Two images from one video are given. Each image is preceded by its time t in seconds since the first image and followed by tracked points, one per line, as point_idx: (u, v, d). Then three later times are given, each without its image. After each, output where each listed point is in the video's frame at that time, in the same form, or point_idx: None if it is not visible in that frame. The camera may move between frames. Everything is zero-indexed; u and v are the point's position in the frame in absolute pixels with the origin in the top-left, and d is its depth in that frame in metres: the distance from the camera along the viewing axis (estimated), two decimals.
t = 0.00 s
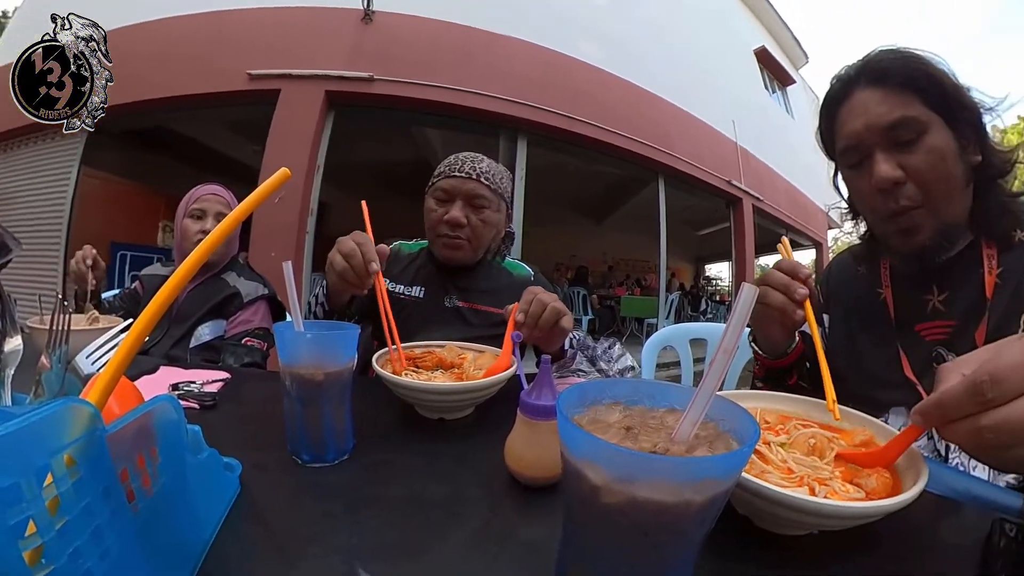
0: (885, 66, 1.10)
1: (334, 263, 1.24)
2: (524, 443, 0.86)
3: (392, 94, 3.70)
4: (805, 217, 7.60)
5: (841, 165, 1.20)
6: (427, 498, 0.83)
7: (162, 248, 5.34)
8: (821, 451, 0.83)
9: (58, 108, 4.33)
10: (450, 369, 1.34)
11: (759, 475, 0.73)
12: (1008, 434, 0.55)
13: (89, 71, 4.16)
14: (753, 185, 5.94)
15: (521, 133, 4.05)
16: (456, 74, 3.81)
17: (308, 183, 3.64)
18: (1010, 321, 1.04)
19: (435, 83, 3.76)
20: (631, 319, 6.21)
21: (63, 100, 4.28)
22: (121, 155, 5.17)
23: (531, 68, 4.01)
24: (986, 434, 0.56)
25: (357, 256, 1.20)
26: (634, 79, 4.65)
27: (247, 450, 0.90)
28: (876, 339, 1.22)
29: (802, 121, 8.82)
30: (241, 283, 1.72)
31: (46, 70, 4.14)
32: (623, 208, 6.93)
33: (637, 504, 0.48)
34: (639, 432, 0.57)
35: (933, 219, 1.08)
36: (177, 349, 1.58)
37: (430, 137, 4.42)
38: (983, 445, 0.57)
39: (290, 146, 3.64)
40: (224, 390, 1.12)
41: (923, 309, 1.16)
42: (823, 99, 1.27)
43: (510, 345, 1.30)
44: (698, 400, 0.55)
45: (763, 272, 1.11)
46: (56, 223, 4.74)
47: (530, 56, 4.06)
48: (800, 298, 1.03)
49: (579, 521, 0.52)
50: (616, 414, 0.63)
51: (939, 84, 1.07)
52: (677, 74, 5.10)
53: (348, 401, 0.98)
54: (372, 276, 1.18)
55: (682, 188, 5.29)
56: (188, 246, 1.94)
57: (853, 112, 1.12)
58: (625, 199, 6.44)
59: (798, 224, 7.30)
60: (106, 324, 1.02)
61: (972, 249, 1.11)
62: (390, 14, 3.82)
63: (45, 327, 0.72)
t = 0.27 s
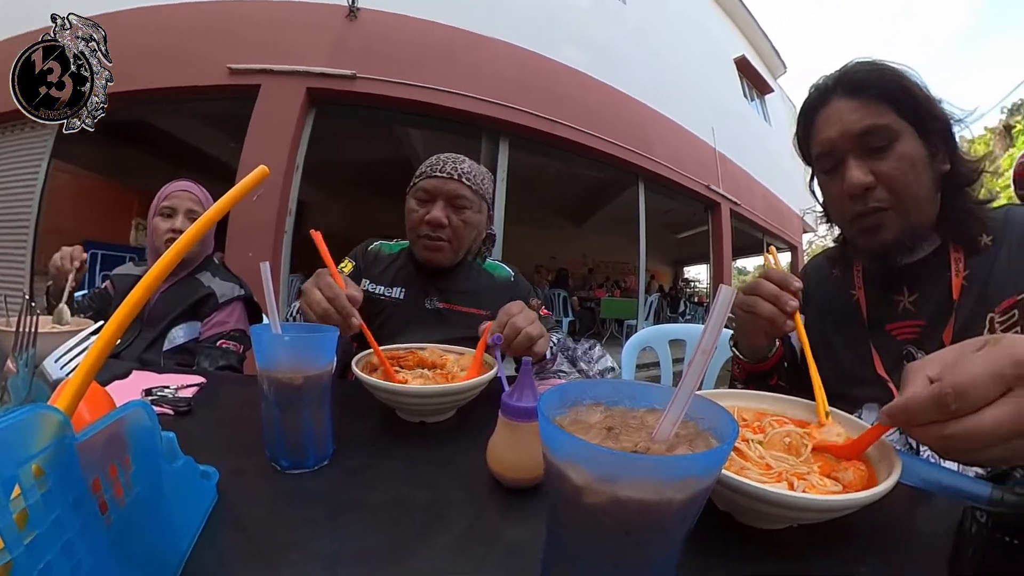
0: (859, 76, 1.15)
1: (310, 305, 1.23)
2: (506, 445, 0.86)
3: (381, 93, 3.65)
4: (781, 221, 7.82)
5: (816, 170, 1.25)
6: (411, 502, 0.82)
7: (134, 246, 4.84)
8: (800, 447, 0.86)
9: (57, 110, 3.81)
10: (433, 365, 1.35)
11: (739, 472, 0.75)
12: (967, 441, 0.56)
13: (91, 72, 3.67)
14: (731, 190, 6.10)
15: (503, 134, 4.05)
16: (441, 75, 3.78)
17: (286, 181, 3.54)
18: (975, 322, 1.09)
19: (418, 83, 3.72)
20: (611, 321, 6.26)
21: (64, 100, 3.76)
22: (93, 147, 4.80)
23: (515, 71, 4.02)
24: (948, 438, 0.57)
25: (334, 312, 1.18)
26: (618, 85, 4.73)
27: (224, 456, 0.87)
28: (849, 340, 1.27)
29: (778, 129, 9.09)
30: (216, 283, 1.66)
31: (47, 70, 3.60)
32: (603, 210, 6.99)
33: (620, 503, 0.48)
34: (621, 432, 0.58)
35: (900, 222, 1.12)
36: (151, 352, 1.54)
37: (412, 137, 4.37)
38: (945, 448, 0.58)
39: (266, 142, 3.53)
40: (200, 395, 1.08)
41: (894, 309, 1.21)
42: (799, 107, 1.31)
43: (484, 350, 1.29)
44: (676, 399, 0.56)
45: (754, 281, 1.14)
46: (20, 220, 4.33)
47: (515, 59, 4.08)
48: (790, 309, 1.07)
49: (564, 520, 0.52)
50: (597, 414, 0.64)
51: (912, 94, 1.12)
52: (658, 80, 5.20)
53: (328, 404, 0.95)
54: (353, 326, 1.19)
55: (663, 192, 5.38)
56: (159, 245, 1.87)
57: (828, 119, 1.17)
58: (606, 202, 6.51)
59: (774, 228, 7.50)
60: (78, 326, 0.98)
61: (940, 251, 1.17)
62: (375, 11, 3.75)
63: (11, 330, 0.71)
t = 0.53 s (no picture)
0: (833, 87, 1.21)
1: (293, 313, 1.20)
2: (486, 449, 0.85)
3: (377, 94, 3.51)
4: (755, 224, 8.02)
5: (790, 176, 1.30)
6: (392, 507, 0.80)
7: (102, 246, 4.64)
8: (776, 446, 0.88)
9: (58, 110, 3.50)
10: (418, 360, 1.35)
11: (719, 469, 0.77)
12: (951, 454, 0.53)
13: (92, 72, 3.42)
14: (708, 195, 6.24)
15: (485, 136, 3.96)
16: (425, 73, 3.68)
17: (266, 180, 3.29)
18: (943, 322, 1.15)
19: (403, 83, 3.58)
20: (590, 322, 6.30)
21: (62, 100, 3.46)
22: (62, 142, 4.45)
23: (498, 73, 3.97)
24: (934, 450, 0.54)
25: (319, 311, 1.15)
26: (600, 90, 4.79)
27: (197, 464, 0.84)
28: (820, 340, 1.31)
29: (755, 136, 9.32)
30: (189, 284, 1.59)
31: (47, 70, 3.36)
32: (582, 213, 7.03)
33: (602, 503, 0.49)
34: (600, 432, 0.58)
35: (870, 226, 1.17)
36: (120, 356, 1.45)
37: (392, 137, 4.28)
38: (927, 457, 0.55)
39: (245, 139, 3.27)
40: (172, 401, 1.04)
41: (865, 310, 1.25)
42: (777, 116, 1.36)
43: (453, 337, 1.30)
44: (655, 400, 0.57)
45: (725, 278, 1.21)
46: None
47: (499, 60, 4.04)
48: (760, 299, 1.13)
49: (546, 521, 0.53)
50: (577, 415, 0.64)
51: (884, 105, 1.18)
52: (638, 86, 5.28)
53: (305, 409, 0.92)
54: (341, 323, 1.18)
55: (643, 196, 5.47)
56: (129, 241, 1.78)
57: (804, 126, 1.22)
58: (585, 206, 6.55)
59: (749, 231, 7.70)
60: (39, 331, 0.93)
61: (910, 255, 1.22)
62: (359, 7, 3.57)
63: None
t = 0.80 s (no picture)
0: (815, 91, 1.15)
1: (271, 284, 1.15)
2: (468, 452, 0.85)
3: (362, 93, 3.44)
4: (733, 229, 8.21)
5: (768, 180, 1.24)
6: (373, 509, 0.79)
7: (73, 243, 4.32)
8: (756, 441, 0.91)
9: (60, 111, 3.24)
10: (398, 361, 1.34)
11: (699, 467, 0.79)
12: (919, 453, 0.57)
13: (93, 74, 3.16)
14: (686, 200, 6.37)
15: (466, 137, 3.95)
16: (407, 73, 3.61)
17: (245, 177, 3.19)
18: (915, 324, 1.11)
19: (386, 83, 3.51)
20: (570, 324, 6.33)
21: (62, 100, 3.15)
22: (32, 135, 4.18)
23: (482, 74, 3.96)
24: (903, 447, 0.57)
25: (302, 273, 1.12)
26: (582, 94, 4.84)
27: (170, 474, 0.81)
28: (797, 342, 1.28)
29: (734, 142, 9.53)
30: (164, 284, 1.53)
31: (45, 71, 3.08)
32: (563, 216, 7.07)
33: (585, 502, 0.49)
34: (582, 433, 0.59)
35: (847, 231, 1.12)
36: (91, 359, 1.39)
37: (375, 138, 4.22)
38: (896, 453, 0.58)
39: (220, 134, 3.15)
40: (145, 406, 1.00)
41: (839, 312, 1.22)
42: (758, 120, 1.31)
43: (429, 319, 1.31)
44: (636, 401, 0.57)
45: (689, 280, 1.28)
46: None
47: (482, 63, 4.02)
48: (720, 295, 1.22)
49: (529, 522, 0.52)
50: (558, 416, 0.64)
51: (863, 111, 1.13)
52: (619, 91, 5.36)
53: (283, 413, 0.89)
54: (323, 289, 1.13)
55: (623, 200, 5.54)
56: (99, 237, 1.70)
57: (784, 132, 1.16)
58: (566, 209, 6.58)
59: (726, 235, 7.87)
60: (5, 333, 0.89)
61: (882, 258, 1.18)
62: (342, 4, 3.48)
63: None
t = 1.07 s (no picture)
0: (795, 98, 1.19)
1: (274, 286, 1.14)
2: (451, 456, 0.83)
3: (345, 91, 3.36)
4: (710, 233, 8.39)
5: (749, 183, 1.29)
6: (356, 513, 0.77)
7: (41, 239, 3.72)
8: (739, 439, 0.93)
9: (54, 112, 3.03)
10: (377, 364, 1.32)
11: (681, 466, 0.81)
12: (893, 438, 0.59)
13: (94, 74, 2.98)
14: (665, 204, 6.49)
15: (449, 137, 3.91)
16: (391, 72, 3.55)
17: (221, 173, 3.07)
18: (888, 326, 1.15)
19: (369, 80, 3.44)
20: (551, 326, 6.34)
21: (63, 101, 2.96)
22: None
23: (465, 76, 3.93)
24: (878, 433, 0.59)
25: (308, 283, 1.11)
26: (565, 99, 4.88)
27: (142, 483, 0.77)
28: (775, 342, 1.32)
29: (714, 148, 9.75)
30: (136, 285, 1.46)
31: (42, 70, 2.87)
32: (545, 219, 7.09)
33: (567, 502, 0.48)
34: (562, 434, 0.59)
35: (823, 235, 1.16)
36: (59, 363, 1.31)
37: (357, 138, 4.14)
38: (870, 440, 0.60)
39: (201, 128, 3.03)
40: (117, 413, 0.96)
41: (816, 314, 1.25)
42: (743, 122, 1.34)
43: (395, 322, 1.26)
44: (615, 400, 0.58)
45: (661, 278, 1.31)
46: None
47: (468, 65, 3.99)
48: (689, 292, 1.25)
49: (513, 523, 0.52)
50: (539, 418, 0.64)
51: (841, 119, 1.17)
52: (601, 97, 5.43)
53: (261, 418, 0.86)
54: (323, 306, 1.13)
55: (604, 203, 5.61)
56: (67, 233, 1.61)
57: (767, 135, 1.20)
58: (546, 212, 6.61)
59: (704, 238, 8.04)
60: None
61: (858, 263, 1.22)
62: None
63: None
